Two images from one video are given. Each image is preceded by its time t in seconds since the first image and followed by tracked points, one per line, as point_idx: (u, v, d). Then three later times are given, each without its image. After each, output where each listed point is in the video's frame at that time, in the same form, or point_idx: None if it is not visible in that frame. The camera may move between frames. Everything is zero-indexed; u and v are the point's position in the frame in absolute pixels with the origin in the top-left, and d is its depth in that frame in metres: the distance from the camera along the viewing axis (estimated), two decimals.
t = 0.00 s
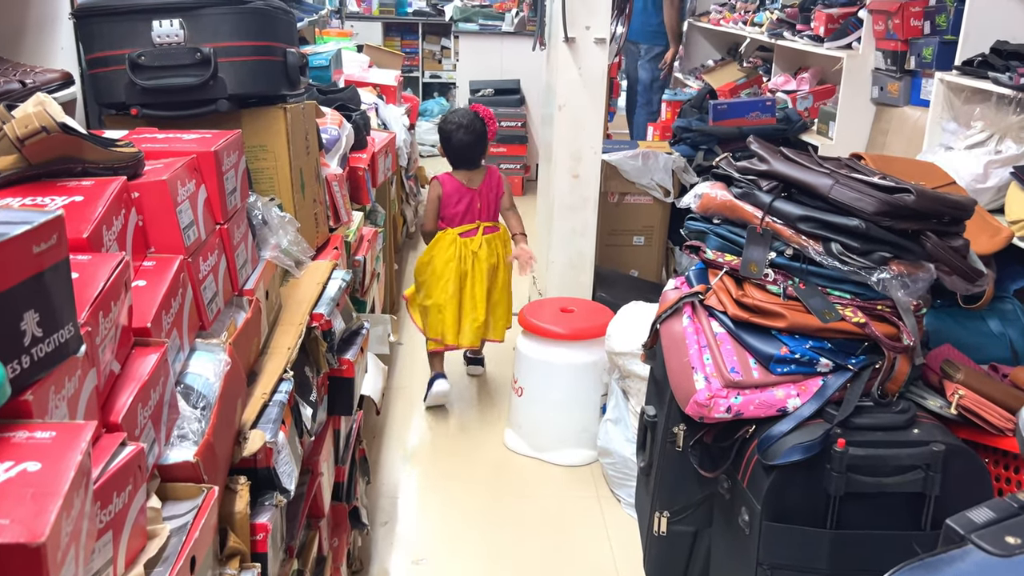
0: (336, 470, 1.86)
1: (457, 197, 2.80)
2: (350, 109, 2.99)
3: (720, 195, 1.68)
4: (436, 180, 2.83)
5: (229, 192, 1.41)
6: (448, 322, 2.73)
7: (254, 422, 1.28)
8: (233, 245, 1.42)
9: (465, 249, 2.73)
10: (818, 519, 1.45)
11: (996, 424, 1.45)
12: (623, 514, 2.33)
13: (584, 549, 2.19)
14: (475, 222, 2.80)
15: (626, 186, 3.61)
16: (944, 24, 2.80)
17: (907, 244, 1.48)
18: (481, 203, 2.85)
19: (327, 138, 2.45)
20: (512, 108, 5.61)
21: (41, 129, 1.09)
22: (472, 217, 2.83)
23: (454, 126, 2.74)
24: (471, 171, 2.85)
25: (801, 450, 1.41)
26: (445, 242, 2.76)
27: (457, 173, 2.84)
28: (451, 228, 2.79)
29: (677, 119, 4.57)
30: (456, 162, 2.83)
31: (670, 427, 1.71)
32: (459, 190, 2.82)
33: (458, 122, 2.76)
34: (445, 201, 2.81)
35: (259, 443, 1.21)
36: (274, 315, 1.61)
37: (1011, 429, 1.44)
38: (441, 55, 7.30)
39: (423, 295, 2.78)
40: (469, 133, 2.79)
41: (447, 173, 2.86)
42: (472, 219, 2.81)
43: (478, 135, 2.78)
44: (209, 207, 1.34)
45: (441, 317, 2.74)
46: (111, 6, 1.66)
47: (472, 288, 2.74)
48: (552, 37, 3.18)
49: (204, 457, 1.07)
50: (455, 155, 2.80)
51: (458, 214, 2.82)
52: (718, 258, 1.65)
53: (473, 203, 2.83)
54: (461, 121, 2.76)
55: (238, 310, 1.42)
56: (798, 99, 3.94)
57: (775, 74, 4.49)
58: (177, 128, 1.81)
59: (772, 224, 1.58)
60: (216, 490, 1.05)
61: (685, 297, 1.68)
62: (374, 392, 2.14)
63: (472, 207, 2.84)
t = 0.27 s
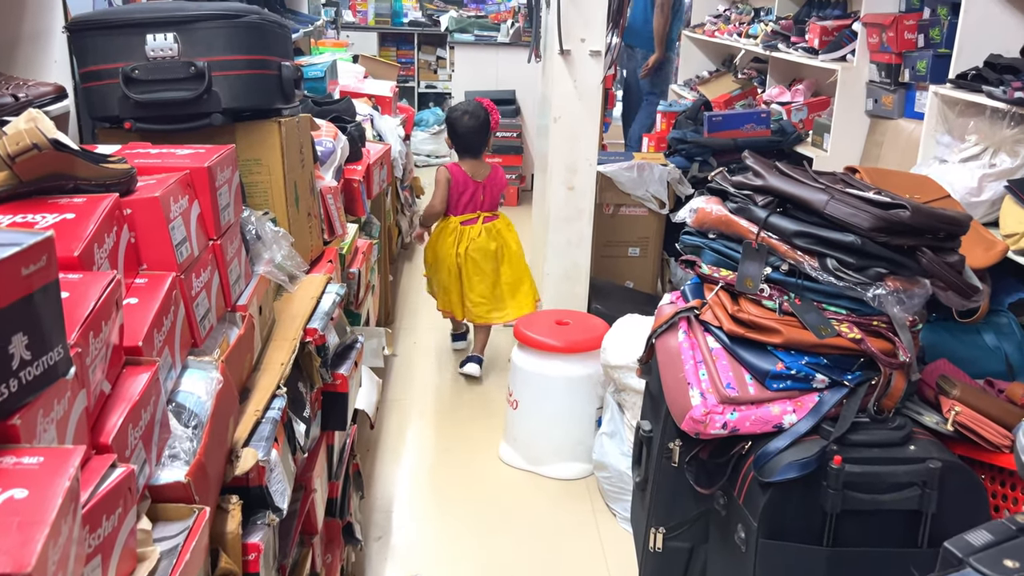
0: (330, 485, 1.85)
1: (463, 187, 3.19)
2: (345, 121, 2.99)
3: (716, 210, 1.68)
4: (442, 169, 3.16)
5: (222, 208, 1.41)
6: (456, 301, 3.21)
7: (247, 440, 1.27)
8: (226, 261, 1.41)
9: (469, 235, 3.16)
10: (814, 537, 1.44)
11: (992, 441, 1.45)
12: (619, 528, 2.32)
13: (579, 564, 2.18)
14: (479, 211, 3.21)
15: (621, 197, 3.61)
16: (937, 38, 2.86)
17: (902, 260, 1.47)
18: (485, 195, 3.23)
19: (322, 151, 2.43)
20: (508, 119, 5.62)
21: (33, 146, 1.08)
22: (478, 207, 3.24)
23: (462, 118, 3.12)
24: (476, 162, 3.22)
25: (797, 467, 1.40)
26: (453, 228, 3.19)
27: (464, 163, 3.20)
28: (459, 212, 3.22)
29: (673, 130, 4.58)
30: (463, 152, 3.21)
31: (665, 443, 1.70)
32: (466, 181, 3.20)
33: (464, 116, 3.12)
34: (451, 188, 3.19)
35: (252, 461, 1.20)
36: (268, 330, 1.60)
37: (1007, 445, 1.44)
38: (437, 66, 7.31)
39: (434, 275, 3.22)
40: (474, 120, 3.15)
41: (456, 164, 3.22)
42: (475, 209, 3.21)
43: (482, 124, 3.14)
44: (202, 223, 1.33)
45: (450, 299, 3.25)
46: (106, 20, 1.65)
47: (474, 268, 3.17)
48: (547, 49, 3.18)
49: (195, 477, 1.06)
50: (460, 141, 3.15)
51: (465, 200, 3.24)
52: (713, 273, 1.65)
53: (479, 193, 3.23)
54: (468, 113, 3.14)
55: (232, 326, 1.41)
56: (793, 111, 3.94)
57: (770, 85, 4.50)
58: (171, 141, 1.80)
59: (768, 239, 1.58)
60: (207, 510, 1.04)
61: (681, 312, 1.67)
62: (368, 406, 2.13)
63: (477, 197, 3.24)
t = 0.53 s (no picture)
0: (325, 501, 1.83)
1: (459, 180, 3.36)
2: (340, 131, 2.98)
3: (714, 223, 1.67)
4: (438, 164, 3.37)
5: (217, 223, 1.39)
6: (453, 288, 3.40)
7: (241, 459, 1.25)
8: (221, 276, 1.39)
9: (467, 225, 3.33)
10: (815, 554, 1.43)
11: (993, 457, 1.44)
12: (616, 543, 2.30)
13: None
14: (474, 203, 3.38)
15: (617, 208, 3.61)
16: (933, 49, 2.85)
17: (902, 274, 1.47)
18: (478, 187, 3.38)
19: (317, 163, 2.42)
20: (503, 128, 5.61)
21: (24, 163, 1.06)
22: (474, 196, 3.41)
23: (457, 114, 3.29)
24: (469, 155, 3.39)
25: (797, 484, 1.39)
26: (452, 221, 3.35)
27: (457, 157, 3.38)
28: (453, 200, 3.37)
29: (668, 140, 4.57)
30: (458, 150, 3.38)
31: (664, 458, 1.68)
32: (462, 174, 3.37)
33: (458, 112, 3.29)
34: (447, 182, 3.37)
35: (246, 481, 1.18)
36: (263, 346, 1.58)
37: (1008, 461, 1.43)
38: (432, 75, 7.31)
39: (430, 260, 3.37)
40: (468, 119, 3.31)
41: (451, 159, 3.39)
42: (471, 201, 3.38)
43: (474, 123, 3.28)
44: (197, 238, 1.32)
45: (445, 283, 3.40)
46: (101, 32, 1.63)
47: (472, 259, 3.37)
48: (543, 60, 3.18)
49: (188, 499, 1.04)
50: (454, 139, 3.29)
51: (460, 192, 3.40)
52: (712, 286, 1.63)
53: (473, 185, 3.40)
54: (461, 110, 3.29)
55: (226, 343, 1.39)
56: (788, 121, 3.93)
57: (765, 95, 4.51)
58: (165, 154, 1.78)
59: (766, 253, 1.57)
60: (201, 533, 1.02)
61: (679, 326, 1.66)
62: (363, 420, 2.11)
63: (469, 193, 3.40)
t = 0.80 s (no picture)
0: (324, 517, 1.81)
1: (465, 178, 3.57)
2: (336, 141, 2.96)
3: (718, 234, 1.65)
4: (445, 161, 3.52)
5: (215, 236, 1.37)
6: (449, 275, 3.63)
7: (240, 478, 1.22)
8: (219, 291, 1.37)
9: (468, 222, 3.56)
10: (824, 570, 1.41)
11: (1003, 471, 1.42)
12: (617, 556, 2.28)
13: None
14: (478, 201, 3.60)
15: (615, 216, 3.59)
16: (930, 57, 2.83)
17: (910, 286, 1.45)
18: (482, 186, 3.62)
19: (314, 172, 2.39)
20: (498, 136, 5.60)
21: (17, 178, 1.04)
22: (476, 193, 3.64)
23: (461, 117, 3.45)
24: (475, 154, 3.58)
25: (805, 500, 1.37)
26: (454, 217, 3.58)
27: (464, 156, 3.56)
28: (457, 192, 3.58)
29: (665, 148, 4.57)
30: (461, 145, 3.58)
31: (669, 472, 1.66)
32: (467, 171, 3.57)
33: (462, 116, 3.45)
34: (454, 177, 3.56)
35: (246, 501, 1.16)
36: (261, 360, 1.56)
37: (1018, 475, 1.41)
38: (426, 82, 7.30)
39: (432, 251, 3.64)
40: (470, 120, 3.48)
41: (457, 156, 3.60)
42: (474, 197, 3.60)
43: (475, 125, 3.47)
44: (194, 253, 1.30)
45: (442, 272, 3.64)
46: (93, 42, 1.61)
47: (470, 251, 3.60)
48: (540, 68, 3.16)
49: (188, 522, 1.02)
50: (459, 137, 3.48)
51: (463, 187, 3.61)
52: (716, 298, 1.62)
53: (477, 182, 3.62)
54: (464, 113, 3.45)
55: (224, 359, 1.36)
56: (785, 129, 3.93)
57: (760, 103, 4.51)
58: (161, 166, 1.76)
59: (771, 265, 1.55)
60: (202, 556, 1.00)
61: (683, 339, 1.64)
62: (362, 434, 2.08)
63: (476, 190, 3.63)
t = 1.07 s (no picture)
0: (324, 533, 1.78)
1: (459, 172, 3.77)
2: (332, 149, 2.93)
3: (724, 244, 1.63)
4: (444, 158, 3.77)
5: (213, 251, 1.34)
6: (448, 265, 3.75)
7: (241, 498, 1.19)
8: (218, 307, 1.34)
9: (467, 211, 3.70)
10: None
11: (1014, 484, 1.40)
12: (620, 568, 2.25)
13: None
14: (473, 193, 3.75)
15: (611, 223, 3.57)
16: (928, 62, 2.83)
17: (918, 296, 1.43)
18: (478, 180, 3.79)
19: (310, 181, 2.36)
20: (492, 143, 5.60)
21: (14, 193, 1.01)
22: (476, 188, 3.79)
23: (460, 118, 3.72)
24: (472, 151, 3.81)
25: (816, 515, 1.35)
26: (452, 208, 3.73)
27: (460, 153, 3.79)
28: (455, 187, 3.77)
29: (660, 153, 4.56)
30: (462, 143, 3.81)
31: (675, 485, 1.64)
32: (463, 167, 3.77)
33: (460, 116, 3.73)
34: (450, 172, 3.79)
35: (248, 522, 1.13)
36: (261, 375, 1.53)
37: None
38: (419, 88, 7.28)
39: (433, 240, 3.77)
40: (468, 122, 3.73)
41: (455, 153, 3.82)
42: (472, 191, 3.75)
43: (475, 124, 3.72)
44: (193, 267, 1.27)
45: (443, 260, 3.77)
46: (87, 52, 1.58)
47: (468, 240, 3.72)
48: (537, 74, 3.14)
49: (190, 547, 0.99)
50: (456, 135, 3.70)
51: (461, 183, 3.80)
52: (722, 308, 1.60)
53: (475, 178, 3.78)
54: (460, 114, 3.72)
55: (223, 375, 1.33)
56: (780, 134, 3.91)
57: (755, 108, 4.51)
58: (157, 177, 1.73)
59: (778, 275, 1.54)
60: None
61: (688, 350, 1.62)
62: (361, 447, 2.05)
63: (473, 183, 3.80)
